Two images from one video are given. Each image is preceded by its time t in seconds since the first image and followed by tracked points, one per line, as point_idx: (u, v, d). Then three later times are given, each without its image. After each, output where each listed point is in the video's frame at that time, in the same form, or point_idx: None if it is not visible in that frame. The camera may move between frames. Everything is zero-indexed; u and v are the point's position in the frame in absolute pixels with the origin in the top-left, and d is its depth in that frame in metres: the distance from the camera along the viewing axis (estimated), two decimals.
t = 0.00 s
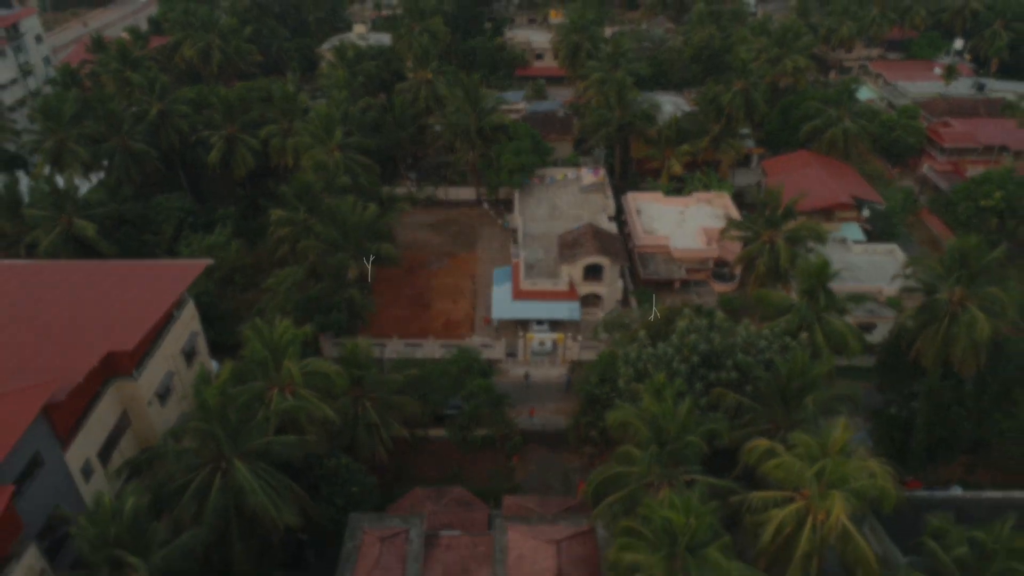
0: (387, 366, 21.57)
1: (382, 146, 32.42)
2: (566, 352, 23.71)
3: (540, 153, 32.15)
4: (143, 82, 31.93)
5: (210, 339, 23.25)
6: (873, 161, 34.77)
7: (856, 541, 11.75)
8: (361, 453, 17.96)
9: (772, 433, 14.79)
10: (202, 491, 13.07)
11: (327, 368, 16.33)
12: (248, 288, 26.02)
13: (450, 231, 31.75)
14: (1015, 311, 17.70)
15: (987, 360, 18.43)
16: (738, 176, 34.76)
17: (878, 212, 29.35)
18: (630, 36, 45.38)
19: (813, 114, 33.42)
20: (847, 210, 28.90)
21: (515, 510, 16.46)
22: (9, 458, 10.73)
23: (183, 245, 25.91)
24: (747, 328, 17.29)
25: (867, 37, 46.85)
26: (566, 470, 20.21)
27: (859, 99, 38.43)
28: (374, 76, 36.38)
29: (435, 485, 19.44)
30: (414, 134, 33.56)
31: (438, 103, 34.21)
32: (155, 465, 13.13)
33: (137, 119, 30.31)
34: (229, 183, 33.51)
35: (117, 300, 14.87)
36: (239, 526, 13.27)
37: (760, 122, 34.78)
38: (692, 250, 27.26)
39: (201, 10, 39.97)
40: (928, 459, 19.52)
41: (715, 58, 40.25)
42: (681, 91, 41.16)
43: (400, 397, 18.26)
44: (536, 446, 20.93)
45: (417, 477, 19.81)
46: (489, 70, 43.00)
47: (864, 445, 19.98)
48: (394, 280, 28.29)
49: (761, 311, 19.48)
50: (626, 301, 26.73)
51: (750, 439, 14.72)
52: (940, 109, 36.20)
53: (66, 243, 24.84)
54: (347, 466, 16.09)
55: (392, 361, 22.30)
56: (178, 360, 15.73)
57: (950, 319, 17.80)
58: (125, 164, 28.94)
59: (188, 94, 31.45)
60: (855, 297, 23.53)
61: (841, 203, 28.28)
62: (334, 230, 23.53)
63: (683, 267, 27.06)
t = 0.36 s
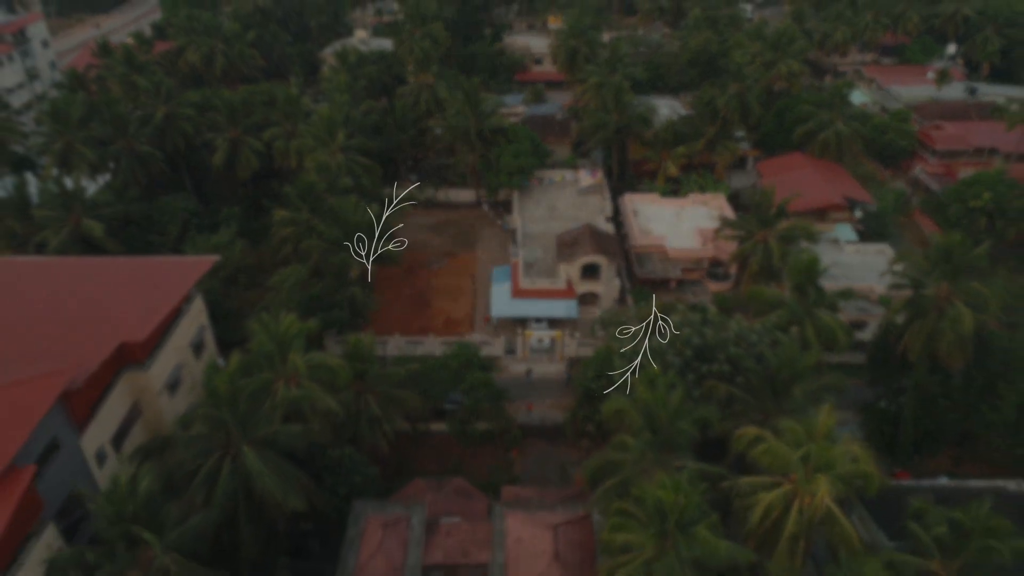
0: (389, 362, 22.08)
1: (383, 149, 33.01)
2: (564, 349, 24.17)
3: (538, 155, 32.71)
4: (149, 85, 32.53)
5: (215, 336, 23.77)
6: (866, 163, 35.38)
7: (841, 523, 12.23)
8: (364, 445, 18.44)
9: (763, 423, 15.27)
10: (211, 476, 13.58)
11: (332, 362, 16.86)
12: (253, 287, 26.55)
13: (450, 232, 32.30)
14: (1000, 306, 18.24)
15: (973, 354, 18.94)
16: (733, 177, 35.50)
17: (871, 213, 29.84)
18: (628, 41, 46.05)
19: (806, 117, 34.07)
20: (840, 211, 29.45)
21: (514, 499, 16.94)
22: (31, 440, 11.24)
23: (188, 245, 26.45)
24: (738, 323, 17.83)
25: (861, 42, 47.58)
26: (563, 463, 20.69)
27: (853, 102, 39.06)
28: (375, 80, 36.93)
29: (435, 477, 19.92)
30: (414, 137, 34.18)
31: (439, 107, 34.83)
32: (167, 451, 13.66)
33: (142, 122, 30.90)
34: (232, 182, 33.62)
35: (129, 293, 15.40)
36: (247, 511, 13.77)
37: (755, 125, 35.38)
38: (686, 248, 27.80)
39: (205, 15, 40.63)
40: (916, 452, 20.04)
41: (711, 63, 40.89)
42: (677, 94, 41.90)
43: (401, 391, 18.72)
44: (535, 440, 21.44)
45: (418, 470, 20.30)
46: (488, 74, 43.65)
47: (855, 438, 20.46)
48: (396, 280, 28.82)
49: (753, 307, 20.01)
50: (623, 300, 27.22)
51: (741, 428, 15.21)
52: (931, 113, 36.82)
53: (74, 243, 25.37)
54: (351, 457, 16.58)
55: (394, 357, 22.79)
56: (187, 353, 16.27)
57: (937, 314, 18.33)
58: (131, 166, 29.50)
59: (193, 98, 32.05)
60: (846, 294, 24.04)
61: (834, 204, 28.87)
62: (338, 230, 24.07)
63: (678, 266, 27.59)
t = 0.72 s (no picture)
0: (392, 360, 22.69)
1: (385, 154, 33.73)
2: (561, 349, 24.87)
3: (537, 160, 33.39)
4: (156, 92, 33.24)
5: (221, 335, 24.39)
6: (859, 168, 36.04)
7: (827, 508, 12.74)
8: (367, 439, 19.02)
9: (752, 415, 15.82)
10: (221, 464, 14.10)
11: (336, 356, 17.44)
12: (258, 288, 27.17)
13: (449, 236, 32.90)
14: (984, 304, 18.81)
15: (959, 352, 19.50)
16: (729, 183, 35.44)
17: (863, 216, 30.43)
18: (626, 49, 46.85)
19: (800, 124, 34.80)
20: (832, 214, 30.06)
21: (513, 490, 17.48)
22: (52, 424, 11.77)
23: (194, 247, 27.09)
24: (730, 320, 18.43)
25: (855, 51, 48.42)
26: (561, 457, 21.26)
27: (846, 109, 39.82)
28: (377, 88, 37.69)
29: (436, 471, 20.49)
30: (416, 143, 34.90)
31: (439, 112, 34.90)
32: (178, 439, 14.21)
33: (150, 128, 31.59)
34: (241, 187, 34.39)
35: (141, 289, 15.94)
36: (256, 497, 14.37)
37: (749, 131, 36.13)
38: (680, 251, 28.50)
39: (211, 24, 41.48)
40: (905, 447, 20.59)
41: (707, 71, 41.69)
42: (674, 101, 42.61)
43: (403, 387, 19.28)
44: (533, 435, 22.03)
45: (419, 464, 20.88)
46: (489, 82, 44.46)
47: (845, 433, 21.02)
48: (397, 281, 29.44)
49: (744, 305, 20.62)
50: (620, 301, 27.82)
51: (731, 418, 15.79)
52: (923, 120, 37.51)
53: (84, 245, 26.01)
54: (355, 449, 17.16)
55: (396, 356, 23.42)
56: (196, 348, 16.83)
57: (923, 312, 18.91)
58: (138, 171, 30.17)
59: (199, 105, 32.75)
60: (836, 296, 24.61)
61: (827, 208, 29.52)
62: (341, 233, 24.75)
63: (674, 269, 28.23)
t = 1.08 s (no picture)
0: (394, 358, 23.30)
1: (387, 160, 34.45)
2: (560, 348, 25.55)
3: (536, 166, 34.11)
4: (163, 100, 34.00)
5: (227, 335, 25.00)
6: (852, 174, 36.71)
7: (810, 492, 13.39)
8: (370, 434, 19.60)
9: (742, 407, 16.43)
10: (231, 454, 14.71)
11: (341, 353, 18.06)
12: (262, 290, 27.81)
13: (449, 239, 33.63)
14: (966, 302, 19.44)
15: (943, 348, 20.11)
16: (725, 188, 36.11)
17: (855, 221, 30.89)
18: (624, 58, 47.67)
19: (794, 130, 35.54)
20: (825, 219, 30.69)
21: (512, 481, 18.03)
22: (76, 411, 12.48)
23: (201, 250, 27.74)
24: (722, 317, 19.04)
25: (849, 59, 49.24)
26: (559, 453, 21.81)
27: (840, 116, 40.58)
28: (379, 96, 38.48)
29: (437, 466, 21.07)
30: (417, 150, 35.64)
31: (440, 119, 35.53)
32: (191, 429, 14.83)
33: (157, 135, 32.31)
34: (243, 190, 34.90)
35: (155, 286, 16.57)
36: (264, 486, 14.98)
37: (744, 137, 36.88)
38: (675, 254, 29.17)
39: (216, 34, 42.33)
40: (894, 443, 21.12)
41: (703, 79, 42.47)
42: (670, 109, 43.37)
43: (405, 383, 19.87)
44: (532, 432, 22.60)
45: (420, 459, 21.44)
46: (488, 90, 45.25)
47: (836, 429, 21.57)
48: (399, 284, 30.06)
49: (736, 304, 21.25)
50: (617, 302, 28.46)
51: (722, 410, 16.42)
52: (915, 126, 38.23)
53: (93, 248, 26.67)
54: (359, 443, 17.76)
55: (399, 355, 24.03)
56: (206, 344, 17.44)
57: (908, 310, 19.52)
58: (146, 176, 30.87)
59: (205, 112, 33.50)
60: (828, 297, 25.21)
61: (819, 212, 30.19)
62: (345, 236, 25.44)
63: (670, 271, 28.87)
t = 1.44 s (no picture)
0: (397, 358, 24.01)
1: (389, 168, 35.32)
2: (558, 349, 26.30)
3: (535, 174, 34.97)
4: (172, 109, 34.91)
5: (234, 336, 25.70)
6: (844, 181, 37.49)
7: (795, 479, 14.05)
8: (373, 429, 20.27)
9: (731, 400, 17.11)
10: (242, 444, 15.39)
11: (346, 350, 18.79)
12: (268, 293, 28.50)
13: (450, 244, 34.47)
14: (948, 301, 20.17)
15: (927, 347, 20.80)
16: (720, 196, 36.97)
17: (846, 226, 31.70)
18: (621, 69, 48.65)
19: (786, 139, 36.42)
20: (817, 224, 31.42)
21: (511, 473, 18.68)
22: (99, 398, 13.18)
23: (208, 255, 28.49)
24: (714, 316, 19.72)
25: (842, 70, 50.22)
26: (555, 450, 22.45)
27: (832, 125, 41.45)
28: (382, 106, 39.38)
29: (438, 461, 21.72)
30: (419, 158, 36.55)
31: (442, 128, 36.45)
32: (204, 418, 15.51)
33: (166, 143, 33.15)
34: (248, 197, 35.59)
35: (169, 285, 17.32)
36: (274, 475, 15.68)
37: (737, 146, 37.77)
38: (670, 259, 29.83)
39: (223, 46, 43.35)
40: (882, 440, 21.70)
41: (698, 89, 43.40)
42: (666, 119, 44.28)
43: (407, 380, 20.50)
44: (529, 429, 23.23)
45: (421, 455, 22.10)
46: (488, 100, 46.19)
47: (826, 426, 22.21)
48: (401, 287, 30.78)
49: (728, 305, 21.96)
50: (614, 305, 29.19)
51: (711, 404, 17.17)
52: (905, 135, 39.05)
53: (104, 251, 27.43)
54: (363, 437, 18.47)
55: (401, 355, 24.75)
56: (217, 341, 18.16)
57: (893, 309, 20.20)
58: (154, 183, 31.67)
59: (212, 121, 34.39)
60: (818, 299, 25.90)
61: (810, 218, 30.95)
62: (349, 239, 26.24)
63: (665, 275, 29.64)
